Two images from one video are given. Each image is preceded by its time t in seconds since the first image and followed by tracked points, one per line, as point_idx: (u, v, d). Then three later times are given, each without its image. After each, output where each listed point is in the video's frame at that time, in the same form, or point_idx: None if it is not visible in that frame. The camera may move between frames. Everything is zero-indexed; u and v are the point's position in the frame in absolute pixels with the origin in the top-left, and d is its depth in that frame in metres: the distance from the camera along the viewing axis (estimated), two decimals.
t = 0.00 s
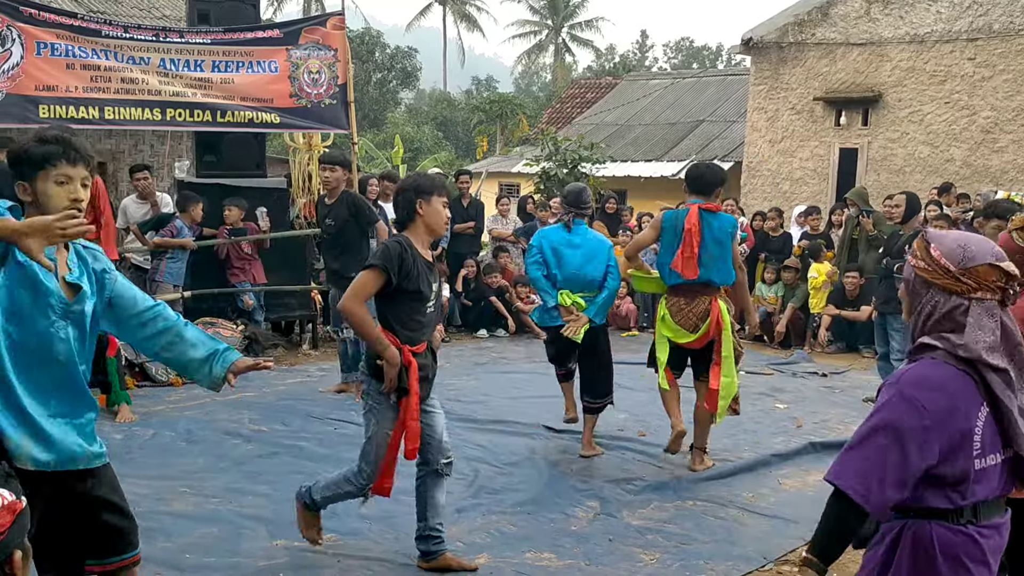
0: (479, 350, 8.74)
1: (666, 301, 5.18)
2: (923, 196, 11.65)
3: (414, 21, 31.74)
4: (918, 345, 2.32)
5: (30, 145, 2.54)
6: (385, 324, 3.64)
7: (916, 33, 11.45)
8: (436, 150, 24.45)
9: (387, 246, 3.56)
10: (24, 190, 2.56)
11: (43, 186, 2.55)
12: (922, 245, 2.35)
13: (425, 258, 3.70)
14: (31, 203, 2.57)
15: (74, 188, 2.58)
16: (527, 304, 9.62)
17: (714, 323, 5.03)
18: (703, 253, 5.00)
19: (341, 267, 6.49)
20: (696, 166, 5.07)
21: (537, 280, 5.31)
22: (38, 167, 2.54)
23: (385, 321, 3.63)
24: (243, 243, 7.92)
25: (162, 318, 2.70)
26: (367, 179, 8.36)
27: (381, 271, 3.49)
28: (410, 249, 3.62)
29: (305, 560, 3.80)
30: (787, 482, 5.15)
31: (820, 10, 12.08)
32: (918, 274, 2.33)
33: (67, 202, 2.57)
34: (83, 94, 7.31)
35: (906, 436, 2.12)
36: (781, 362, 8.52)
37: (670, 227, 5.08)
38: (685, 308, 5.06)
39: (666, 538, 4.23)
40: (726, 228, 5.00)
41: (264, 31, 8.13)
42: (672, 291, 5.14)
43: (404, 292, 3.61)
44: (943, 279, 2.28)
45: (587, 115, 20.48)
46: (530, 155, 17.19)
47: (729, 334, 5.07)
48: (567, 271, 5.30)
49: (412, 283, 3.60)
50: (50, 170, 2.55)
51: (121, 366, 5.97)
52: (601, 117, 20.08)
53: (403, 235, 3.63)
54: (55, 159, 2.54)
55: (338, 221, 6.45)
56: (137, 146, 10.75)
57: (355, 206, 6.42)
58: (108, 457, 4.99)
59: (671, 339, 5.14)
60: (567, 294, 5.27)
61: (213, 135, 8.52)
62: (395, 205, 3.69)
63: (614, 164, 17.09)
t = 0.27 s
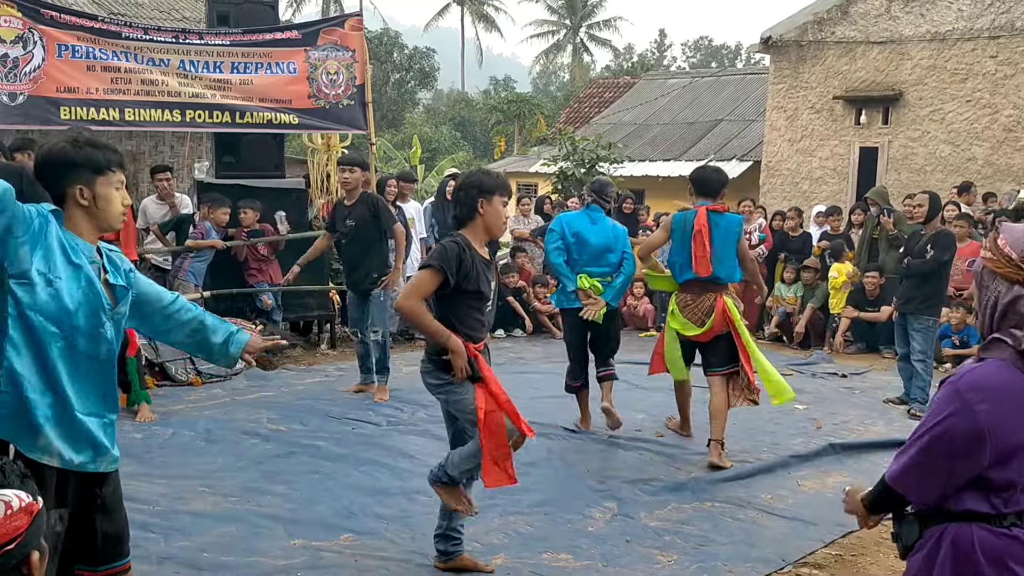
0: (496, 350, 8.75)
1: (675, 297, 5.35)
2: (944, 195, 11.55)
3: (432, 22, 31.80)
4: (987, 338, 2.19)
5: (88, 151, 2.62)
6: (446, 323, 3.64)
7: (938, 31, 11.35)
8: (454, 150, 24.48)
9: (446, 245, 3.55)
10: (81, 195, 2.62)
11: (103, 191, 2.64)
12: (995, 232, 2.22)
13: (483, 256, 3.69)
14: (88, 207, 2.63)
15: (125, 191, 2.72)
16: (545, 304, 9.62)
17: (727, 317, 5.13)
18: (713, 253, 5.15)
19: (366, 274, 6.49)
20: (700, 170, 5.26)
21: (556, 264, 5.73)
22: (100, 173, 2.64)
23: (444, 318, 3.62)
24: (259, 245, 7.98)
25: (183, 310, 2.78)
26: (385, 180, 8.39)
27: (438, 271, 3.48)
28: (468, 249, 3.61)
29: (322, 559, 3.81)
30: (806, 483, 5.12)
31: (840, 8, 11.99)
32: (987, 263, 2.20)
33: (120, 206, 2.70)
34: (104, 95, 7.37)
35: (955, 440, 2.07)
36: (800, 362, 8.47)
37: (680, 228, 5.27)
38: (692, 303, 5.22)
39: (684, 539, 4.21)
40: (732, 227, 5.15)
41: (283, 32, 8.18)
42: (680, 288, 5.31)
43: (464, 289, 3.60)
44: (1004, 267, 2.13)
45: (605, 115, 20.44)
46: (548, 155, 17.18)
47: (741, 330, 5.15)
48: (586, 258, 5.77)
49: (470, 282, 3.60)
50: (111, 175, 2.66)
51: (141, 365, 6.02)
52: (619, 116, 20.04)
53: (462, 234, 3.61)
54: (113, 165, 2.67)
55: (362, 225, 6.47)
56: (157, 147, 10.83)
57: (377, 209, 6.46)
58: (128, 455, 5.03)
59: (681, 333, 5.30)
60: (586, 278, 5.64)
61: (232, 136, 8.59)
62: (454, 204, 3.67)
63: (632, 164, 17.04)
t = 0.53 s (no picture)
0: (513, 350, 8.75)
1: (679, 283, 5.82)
2: (966, 195, 11.43)
3: (451, 23, 31.86)
4: None
5: (78, 156, 2.57)
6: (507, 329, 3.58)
7: (959, 30, 11.24)
8: (472, 151, 24.50)
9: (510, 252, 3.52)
10: (75, 203, 2.56)
11: (95, 198, 2.60)
12: None
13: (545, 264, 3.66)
14: (81, 215, 2.58)
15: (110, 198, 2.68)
16: (562, 305, 9.60)
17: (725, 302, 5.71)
18: (714, 241, 5.63)
19: (388, 278, 6.52)
20: (699, 161, 5.68)
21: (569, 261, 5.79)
22: (92, 178, 2.59)
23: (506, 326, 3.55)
24: (277, 247, 8.02)
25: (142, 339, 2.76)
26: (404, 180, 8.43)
27: (503, 280, 3.44)
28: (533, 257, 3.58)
29: (339, 559, 3.82)
30: (825, 485, 5.08)
31: (860, 7, 11.90)
32: None
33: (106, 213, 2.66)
34: (124, 97, 7.44)
35: (976, 438, 2.15)
36: (819, 364, 8.41)
37: (684, 219, 5.72)
38: (697, 290, 5.72)
39: (701, 541, 4.19)
40: (735, 217, 5.57)
41: (301, 33, 8.22)
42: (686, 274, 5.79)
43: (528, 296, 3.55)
44: None
45: (624, 115, 20.40)
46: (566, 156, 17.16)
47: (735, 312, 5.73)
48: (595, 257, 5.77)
49: (532, 290, 3.56)
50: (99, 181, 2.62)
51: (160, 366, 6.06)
52: (637, 116, 19.99)
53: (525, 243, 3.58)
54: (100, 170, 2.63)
55: (383, 229, 6.50)
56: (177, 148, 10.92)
57: (399, 213, 6.50)
58: (147, 454, 5.07)
59: (683, 316, 5.79)
60: (595, 277, 5.67)
61: (251, 137, 8.65)
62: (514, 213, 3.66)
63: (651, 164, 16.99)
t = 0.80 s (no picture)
0: (530, 351, 8.74)
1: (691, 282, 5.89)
2: (987, 196, 11.32)
3: (469, 23, 31.90)
4: None
5: (55, 149, 2.63)
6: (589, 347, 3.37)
7: (981, 29, 11.14)
8: (490, 151, 24.50)
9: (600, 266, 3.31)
10: (58, 194, 2.63)
11: (75, 187, 2.68)
12: None
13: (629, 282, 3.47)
14: (64, 206, 2.65)
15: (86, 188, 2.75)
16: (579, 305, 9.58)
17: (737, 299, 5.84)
18: (727, 242, 5.72)
19: (411, 280, 6.53)
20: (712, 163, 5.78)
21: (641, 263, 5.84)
22: (71, 168, 2.66)
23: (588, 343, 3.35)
24: (294, 247, 8.05)
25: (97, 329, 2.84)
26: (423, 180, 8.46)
27: (602, 297, 3.22)
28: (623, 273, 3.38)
29: (353, 558, 3.83)
30: (842, 488, 5.04)
31: (880, 6, 11.80)
32: None
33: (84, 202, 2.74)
34: (143, 98, 7.49)
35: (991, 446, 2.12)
36: (838, 365, 8.35)
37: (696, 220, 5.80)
38: (711, 286, 5.79)
39: (716, 543, 4.17)
40: (745, 218, 5.71)
41: (319, 34, 8.26)
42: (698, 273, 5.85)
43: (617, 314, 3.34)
44: None
45: (641, 115, 20.35)
46: (583, 156, 17.14)
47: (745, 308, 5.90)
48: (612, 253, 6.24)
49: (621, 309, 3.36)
50: (76, 171, 2.69)
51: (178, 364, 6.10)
52: (655, 116, 19.93)
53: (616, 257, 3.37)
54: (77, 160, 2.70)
55: (405, 230, 6.48)
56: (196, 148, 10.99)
57: (421, 214, 6.48)
58: (165, 453, 5.10)
59: (696, 313, 5.85)
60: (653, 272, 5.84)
61: (270, 137, 8.69)
62: (601, 225, 3.45)
63: (668, 164, 16.94)
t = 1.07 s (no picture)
0: (540, 351, 8.74)
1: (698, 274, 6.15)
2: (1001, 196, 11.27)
3: (481, 24, 31.91)
4: None
5: (60, 144, 2.63)
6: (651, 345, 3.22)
7: (995, 29, 11.08)
8: (501, 151, 24.50)
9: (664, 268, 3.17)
10: (63, 188, 2.64)
11: (80, 181, 2.68)
12: None
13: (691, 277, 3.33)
14: (68, 201, 2.66)
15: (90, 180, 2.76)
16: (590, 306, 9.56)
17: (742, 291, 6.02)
18: (733, 236, 5.95)
19: (435, 285, 6.54)
20: (722, 160, 5.95)
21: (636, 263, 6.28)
22: (76, 163, 2.67)
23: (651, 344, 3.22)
24: (306, 247, 8.07)
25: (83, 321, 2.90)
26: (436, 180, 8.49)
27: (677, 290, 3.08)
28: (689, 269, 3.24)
29: (363, 558, 3.84)
30: (854, 489, 5.01)
31: (894, 6, 11.71)
32: None
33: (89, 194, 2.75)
34: (156, 98, 7.53)
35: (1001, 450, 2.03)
36: (850, 366, 8.31)
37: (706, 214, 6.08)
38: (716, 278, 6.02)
39: (727, 544, 4.15)
40: (752, 214, 5.96)
41: (331, 35, 8.28)
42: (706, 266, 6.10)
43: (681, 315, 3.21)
44: None
45: (653, 115, 20.32)
46: (594, 156, 17.11)
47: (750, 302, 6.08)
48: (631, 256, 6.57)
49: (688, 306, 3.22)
50: (82, 165, 2.70)
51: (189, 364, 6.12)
52: (667, 117, 19.89)
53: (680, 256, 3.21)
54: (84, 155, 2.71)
55: (429, 235, 6.50)
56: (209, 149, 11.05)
57: (442, 220, 6.50)
58: (176, 451, 5.12)
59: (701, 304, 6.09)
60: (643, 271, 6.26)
61: (281, 138, 8.72)
62: (660, 220, 3.28)
63: (680, 164, 16.90)
